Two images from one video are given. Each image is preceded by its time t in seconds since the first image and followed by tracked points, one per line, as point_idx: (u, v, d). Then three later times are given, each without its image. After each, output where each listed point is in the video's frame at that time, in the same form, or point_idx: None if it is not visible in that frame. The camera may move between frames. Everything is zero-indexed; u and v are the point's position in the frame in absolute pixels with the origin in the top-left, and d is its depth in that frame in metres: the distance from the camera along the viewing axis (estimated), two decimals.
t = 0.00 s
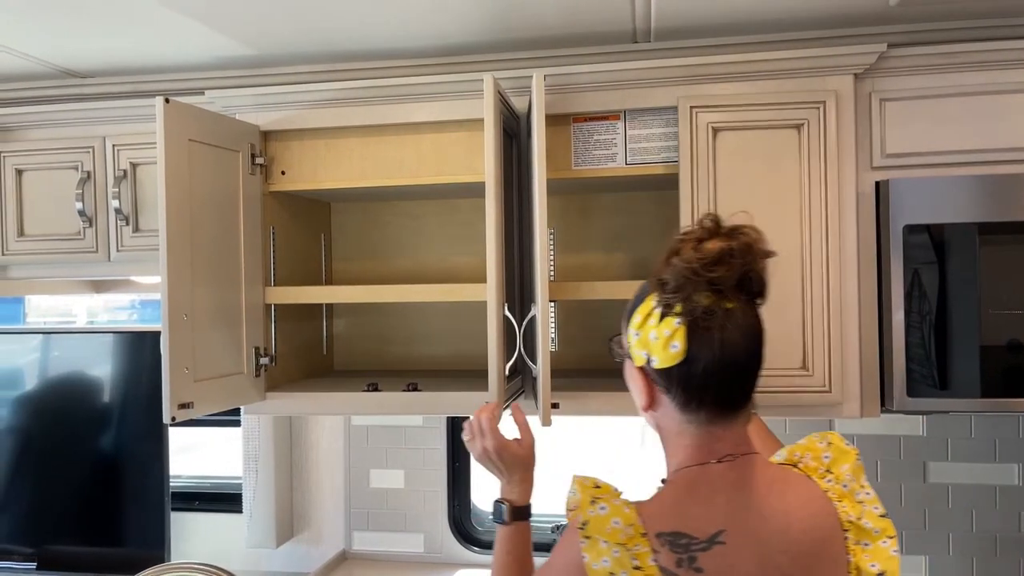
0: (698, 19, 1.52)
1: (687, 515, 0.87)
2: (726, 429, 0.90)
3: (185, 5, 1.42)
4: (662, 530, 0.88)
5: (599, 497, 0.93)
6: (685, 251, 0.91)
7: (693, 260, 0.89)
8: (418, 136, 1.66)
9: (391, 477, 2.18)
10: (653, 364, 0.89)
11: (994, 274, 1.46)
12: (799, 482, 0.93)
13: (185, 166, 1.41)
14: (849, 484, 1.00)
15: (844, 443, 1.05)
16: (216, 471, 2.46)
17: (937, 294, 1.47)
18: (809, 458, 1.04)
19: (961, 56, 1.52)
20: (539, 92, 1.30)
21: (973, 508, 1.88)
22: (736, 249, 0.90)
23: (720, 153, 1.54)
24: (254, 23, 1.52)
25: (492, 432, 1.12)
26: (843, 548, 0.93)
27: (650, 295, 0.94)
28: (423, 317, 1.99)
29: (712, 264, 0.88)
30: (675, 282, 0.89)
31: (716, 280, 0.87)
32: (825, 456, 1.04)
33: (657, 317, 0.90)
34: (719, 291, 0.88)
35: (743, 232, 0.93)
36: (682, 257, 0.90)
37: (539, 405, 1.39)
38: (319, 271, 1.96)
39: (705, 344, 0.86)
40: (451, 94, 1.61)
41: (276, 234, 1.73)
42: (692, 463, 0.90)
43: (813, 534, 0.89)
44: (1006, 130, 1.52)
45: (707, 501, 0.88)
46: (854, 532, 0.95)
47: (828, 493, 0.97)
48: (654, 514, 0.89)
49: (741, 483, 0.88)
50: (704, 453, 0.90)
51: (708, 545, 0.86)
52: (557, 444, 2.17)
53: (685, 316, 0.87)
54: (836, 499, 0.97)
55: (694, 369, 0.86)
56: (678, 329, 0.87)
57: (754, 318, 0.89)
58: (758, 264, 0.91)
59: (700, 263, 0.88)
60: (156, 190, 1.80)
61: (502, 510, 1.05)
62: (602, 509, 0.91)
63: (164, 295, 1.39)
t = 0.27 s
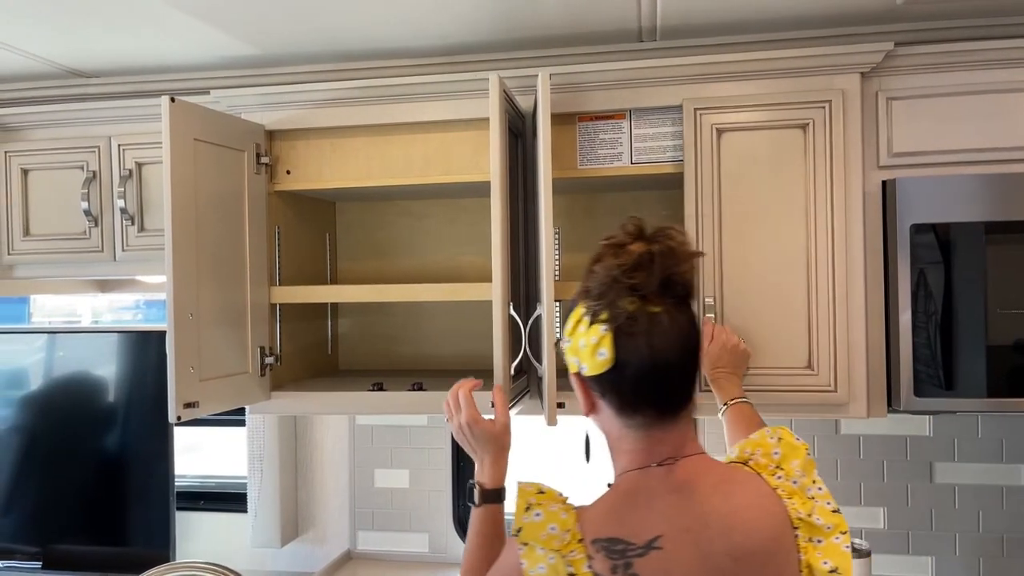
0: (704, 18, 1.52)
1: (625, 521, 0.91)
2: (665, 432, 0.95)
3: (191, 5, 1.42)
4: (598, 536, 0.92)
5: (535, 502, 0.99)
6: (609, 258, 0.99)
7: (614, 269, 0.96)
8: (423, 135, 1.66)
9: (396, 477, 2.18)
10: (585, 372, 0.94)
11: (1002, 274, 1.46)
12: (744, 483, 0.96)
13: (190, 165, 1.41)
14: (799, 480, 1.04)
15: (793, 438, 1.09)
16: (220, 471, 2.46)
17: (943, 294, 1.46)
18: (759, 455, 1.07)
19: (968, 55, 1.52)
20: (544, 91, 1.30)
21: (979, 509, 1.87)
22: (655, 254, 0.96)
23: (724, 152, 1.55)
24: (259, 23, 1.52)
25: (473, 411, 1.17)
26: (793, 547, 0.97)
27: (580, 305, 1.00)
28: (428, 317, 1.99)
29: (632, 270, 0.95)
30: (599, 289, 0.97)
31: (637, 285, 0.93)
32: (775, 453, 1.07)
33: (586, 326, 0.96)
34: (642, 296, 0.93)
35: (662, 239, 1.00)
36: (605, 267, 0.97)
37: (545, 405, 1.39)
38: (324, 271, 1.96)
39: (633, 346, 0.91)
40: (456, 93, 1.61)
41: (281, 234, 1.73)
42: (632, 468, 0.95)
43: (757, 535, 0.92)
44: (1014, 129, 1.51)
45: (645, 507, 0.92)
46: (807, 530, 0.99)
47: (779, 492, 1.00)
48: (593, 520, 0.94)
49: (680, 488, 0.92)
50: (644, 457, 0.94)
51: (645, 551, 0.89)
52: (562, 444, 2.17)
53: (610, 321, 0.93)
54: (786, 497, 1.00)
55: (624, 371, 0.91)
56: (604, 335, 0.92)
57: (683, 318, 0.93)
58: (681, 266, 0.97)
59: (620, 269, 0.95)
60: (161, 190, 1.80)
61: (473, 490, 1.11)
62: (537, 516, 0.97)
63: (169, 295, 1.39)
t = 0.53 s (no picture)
0: (708, 17, 1.52)
1: (598, 526, 0.91)
2: (639, 437, 0.93)
3: (194, 4, 1.42)
4: (570, 540, 0.92)
5: (506, 504, 0.99)
6: (571, 264, 0.97)
7: (574, 277, 0.95)
8: (426, 135, 1.66)
9: (399, 476, 2.17)
10: (550, 379, 0.96)
11: (1007, 273, 1.45)
12: (721, 484, 0.95)
13: (194, 165, 1.41)
14: (779, 479, 1.02)
15: (773, 436, 1.06)
16: (224, 471, 2.46)
17: (948, 293, 1.46)
18: (739, 454, 1.04)
19: (974, 54, 1.51)
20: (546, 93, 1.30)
21: (985, 509, 1.86)
22: (615, 260, 0.94)
23: (727, 152, 1.54)
24: (262, 23, 1.52)
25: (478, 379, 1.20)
26: (772, 548, 0.96)
27: (546, 313, 1.00)
28: (431, 317, 1.99)
29: (592, 278, 0.93)
30: (561, 298, 0.96)
31: (597, 293, 0.92)
32: (754, 452, 1.04)
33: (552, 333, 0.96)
34: (605, 303, 0.92)
35: (623, 242, 0.98)
36: (565, 275, 0.96)
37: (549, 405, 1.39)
38: (328, 271, 1.96)
39: (597, 355, 0.91)
40: (459, 93, 1.61)
41: (284, 233, 1.73)
42: (607, 471, 0.94)
43: (733, 537, 0.91)
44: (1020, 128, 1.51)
45: (618, 512, 0.91)
46: (784, 530, 0.98)
47: (758, 493, 0.98)
48: (566, 524, 0.94)
49: (654, 492, 0.91)
50: (619, 461, 0.94)
51: (617, 556, 0.89)
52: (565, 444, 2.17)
53: (572, 330, 0.93)
54: (765, 498, 0.98)
55: (589, 380, 0.92)
56: (567, 343, 0.93)
57: (648, 324, 0.92)
58: (644, 270, 0.95)
59: (580, 277, 0.94)
60: (164, 189, 1.80)
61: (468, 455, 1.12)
62: (507, 518, 0.97)
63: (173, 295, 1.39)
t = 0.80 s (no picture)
0: (710, 17, 1.52)
1: (584, 524, 0.91)
2: (627, 437, 0.92)
3: (196, 5, 1.42)
4: (556, 538, 0.92)
5: (494, 502, 0.97)
6: (557, 263, 0.95)
7: (560, 276, 0.93)
8: (428, 135, 1.66)
9: (401, 477, 2.17)
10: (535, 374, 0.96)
11: (1010, 274, 1.45)
12: (710, 484, 0.93)
13: (196, 165, 1.41)
14: (766, 475, 0.99)
15: (759, 430, 1.03)
16: (226, 471, 2.46)
17: (950, 294, 1.45)
18: (724, 452, 1.01)
19: (977, 54, 1.51)
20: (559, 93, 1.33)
21: (988, 510, 1.86)
22: (601, 260, 0.92)
23: (730, 153, 1.54)
24: (264, 23, 1.52)
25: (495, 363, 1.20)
26: (761, 546, 0.94)
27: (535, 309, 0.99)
28: (433, 317, 1.98)
29: (577, 279, 0.91)
30: (547, 295, 0.95)
31: (581, 293, 0.90)
32: (740, 449, 1.01)
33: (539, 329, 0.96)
34: (590, 304, 0.90)
35: (611, 242, 0.95)
36: (551, 273, 0.94)
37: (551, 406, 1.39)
38: (330, 272, 1.96)
39: (580, 355, 0.90)
40: (461, 93, 1.61)
41: (286, 233, 1.73)
42: (596, 470, 0.94)
43: (723, 537, 0.89)
44: None
45: (605, 511, 0.90)
46: (773, 527, 0.96)
47: (744, 492, 0.96)
48: (553, 522, 0.93)
49: (641, 491, 0.90)
50: (608, 459, 0.93)
51: (603, 555, 0.88)
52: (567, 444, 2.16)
53: (557, 328, 0.92)
54: (752, 496, 0.97)
55: (573, 378, 0.91)
56: (552, 341, 0.92)
57: (633, 326, 0.90)
58: (630, 271, 0.92)
59: (565, 277, 0.92)
60: (166, 190, 1.80)
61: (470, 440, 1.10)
62: (495, 516, 0.96)
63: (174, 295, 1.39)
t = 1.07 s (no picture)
0: (713, 17, 1.52)
1: (571, 526, 0.90)
2: (611, 437, 0.92)
3: (199, 5, 1.43)
4: (544, 541, 0.91)
5: (482, 506, 0.97)
6: (538, 266, 0.96)
7: (542, 279, 0.94)
8: (430, 135, 1.66)
9: (404, 477, 2.17)
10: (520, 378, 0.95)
11: (1013, 273, 1.45)
12: (693, 482, 0.94)
13: (199, 165, 1.41)
14: (754, 477, 1.01)
15: (748, 432, 1.04)
16: (229, 471, 2.46)
17: (953, 294, 1.45)
18: (714, 453, 1.02)
19: (981, 54, 1.51)
20: (632, 104, 1.37)
21: (991, 511, 1.85)
22: (582, 262, 0.93)
23: (733, 153, 1.54)
24: (267, 24, 1.53)
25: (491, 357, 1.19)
26: (746, 545, 0.95)
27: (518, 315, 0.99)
28: (436, 317, 1.99)
29: (558, 281, 0.92)
30: (530, 299, 0.95)
31: (562, 294, 0.91)
32: (730, 450, 1.03)
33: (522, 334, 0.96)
34: (572, 305, 0.91)
35: (591, 245, 0.96)
36: (533, 277, 0.95)
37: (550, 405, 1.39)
38: (332, 272, 1.96)
39: (563, 356, 0.90)
40: (463, 93, 1.62)
41: (289, 233, 1.73)
42: (581, 472, 0.93)
43: (707, 534, 0.90)
44: None
45: (591, 511, 0.90)
46: (760, 527, 0.97)
47: (732, 492, 0.97)
48: (540, 525, 0.93)
49: (627, 491, 0.90)
50: (593, 460, 0.92)
51: (591, 556, 0.88)
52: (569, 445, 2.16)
53: (540, 331, 0.92)
54: (739, 496, 0.98)
55: (556, 381, 0.90)
56: (535, 343, 0.92)
57: (616, 326, 0.90)
58: (611, 273, 0.93)
59: (545, 278, 0.93)
60: (169, 190, 1.80)
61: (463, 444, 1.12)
62: (482, 520, 0.96)
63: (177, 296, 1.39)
